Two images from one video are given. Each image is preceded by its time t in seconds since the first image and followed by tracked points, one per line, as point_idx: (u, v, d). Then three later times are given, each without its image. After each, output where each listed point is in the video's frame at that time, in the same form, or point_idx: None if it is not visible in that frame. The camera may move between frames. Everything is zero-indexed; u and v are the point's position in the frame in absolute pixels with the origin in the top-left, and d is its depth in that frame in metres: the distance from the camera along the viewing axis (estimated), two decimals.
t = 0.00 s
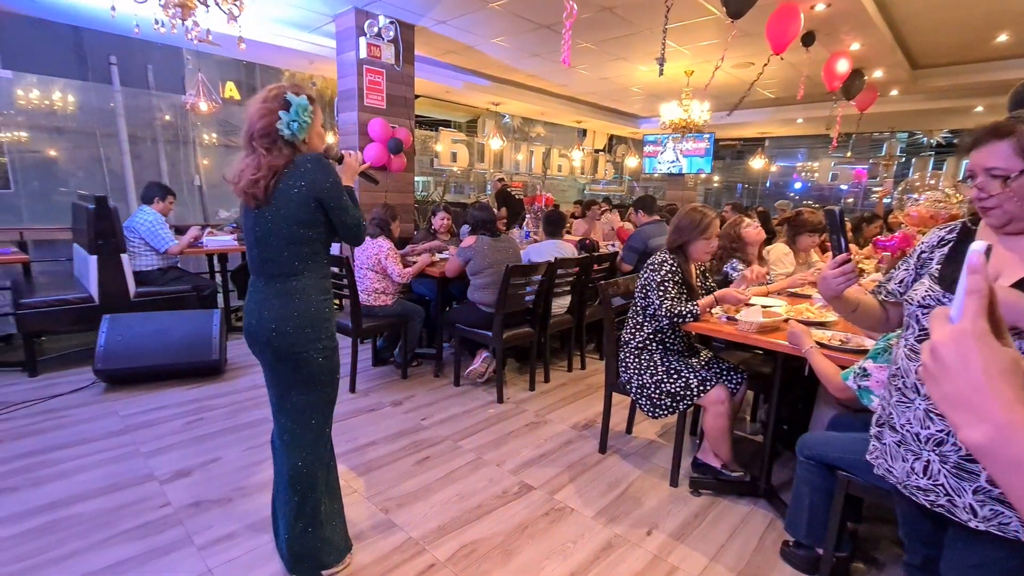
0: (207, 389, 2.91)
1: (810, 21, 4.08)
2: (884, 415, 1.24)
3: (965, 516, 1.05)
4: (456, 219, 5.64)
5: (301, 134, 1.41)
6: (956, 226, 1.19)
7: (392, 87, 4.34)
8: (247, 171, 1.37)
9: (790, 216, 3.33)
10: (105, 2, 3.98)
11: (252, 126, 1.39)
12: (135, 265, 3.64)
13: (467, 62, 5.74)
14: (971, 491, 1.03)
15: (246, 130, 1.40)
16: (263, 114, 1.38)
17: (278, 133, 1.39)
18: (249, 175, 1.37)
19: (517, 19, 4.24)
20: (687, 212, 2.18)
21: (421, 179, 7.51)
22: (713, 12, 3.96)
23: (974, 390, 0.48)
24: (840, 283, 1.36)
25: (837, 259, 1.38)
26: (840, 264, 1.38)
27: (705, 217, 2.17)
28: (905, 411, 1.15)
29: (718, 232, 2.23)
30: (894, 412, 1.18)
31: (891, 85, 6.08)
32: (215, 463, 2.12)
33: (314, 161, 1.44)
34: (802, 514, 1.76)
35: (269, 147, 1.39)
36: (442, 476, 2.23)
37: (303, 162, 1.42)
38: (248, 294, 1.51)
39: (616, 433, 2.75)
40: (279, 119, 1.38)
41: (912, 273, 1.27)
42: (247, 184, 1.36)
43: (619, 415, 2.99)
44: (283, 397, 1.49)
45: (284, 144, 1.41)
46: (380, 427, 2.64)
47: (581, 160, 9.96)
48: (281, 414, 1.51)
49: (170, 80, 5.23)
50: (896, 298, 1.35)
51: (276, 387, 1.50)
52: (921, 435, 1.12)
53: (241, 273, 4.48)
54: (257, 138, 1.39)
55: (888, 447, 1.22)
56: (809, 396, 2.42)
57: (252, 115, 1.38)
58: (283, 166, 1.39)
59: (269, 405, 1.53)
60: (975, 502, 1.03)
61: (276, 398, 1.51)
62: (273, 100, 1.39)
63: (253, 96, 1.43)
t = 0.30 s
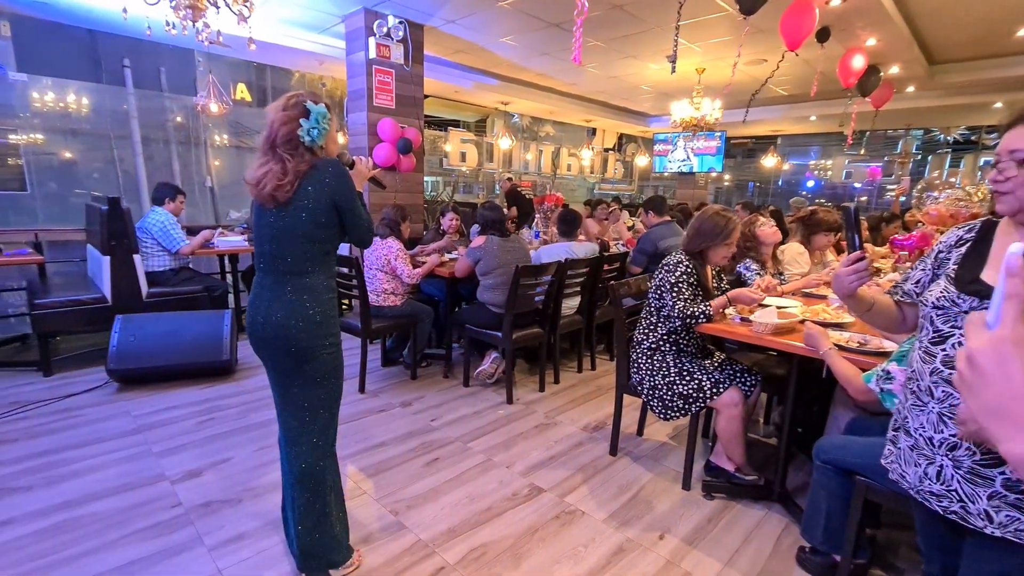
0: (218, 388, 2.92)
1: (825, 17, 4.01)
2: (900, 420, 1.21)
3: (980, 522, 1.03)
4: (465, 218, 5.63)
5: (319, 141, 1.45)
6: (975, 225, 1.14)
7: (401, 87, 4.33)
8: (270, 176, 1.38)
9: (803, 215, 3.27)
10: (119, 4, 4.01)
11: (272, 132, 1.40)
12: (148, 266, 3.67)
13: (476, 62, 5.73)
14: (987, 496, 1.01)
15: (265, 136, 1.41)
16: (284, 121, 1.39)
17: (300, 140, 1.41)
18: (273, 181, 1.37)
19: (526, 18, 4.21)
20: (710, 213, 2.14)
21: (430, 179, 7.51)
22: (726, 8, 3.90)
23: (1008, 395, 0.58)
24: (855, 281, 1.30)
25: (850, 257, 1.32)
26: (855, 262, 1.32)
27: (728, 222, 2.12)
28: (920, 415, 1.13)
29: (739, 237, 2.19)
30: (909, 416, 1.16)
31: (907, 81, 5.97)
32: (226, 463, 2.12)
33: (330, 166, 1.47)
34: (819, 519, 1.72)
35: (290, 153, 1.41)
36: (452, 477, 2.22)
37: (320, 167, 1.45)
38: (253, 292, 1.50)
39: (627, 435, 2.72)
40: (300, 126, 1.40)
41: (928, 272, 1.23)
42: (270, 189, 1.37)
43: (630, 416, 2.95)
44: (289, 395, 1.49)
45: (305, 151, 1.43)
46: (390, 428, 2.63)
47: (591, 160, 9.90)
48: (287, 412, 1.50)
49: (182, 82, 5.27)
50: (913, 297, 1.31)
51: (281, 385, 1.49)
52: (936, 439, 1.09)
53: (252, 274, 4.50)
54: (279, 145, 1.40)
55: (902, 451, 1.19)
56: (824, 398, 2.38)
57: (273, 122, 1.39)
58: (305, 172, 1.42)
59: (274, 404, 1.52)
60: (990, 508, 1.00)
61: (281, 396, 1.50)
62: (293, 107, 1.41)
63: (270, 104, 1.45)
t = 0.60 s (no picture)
0: (235, 391, 2.93)
1: (849, 8, 3.89)
2: (931, 425, 1.19)
3: (1014, 530, 1.02)
4: (480, 219, 5.60)
5: (339, 147, 1.43)
6: None
7: (415, 88, 4.32)
8: (291, 180, 1.37)
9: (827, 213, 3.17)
10: (135, 7, 4.02)
11: (294, 137, 1.40)
12: (167, 269, 3.71)
13: (490, 62, 5.71)
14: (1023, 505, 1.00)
15: (287, 140, 1.41)
16: (306, 126, 1.39)
17: (320, 146, 1.40)
18: (294, 185, 1.36)
19: (541, 17, 4.17)
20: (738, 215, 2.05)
21: (445, 180, 7.50)
22: (745, 2, 3.81)
23: None
24: (889, 281, 1.24)
25: (884, 255, 1.25)
26: (890, 260, 1.25)
27: (760, 227, 2.01)
28: (953, 422, 1.11)
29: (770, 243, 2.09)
30: (942, 423, 1.13)
31: (934, 74, 5.79)
32: (243, 467, 2.12)
33: (350, 172, 1.46)
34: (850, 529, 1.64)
35: (311, 158, 1.40)
36: (468, 482, 2.18)
37: (341, 172, 1.44)
38: (266, 294, 1.48)
39: (647, 439, 2.66)
40: (321, 132, 1.39)
41: (970, 272, 1.14)
42: (291, 193, 1.36)
43: (649, 420, 2.89)
44: (303, 397, 1.47)
45: (326, 157, 1.42)
46: (405, 431, 2.61)
47: (605, 159, 9.81)
48: (301, 414, 1.47)
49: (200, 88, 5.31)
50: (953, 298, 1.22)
51: (295, 387, 1.47)
52: (968, 447, 1.07)
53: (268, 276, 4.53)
54: (301, 150, 1.40)
55: (933, 458, 1.17)
56: (852, 403, 2.30)
57: (295, 128, 1.39)
58: (326, 177, 1.41)
59: (287, 406, 1.50)
60: None
61: (295, 398, 1.48)
62: (314, 113, 1.40)
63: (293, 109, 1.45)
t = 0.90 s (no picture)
0: (248, 394, 2.93)
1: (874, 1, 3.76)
2: (977, 440, 1.11)
3: None
4: (493, 220, 5.57)
5: (357, 154, 1.43)
6: None
7: (428, 89, 4.30)
8: (309, 186, 1.36)
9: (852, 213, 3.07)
10: (146, 9, 3.94)
11: (311, 143, 1.39)
12: (183, 271, 3.75)
13: (502, 61, 5.67)
14: None
15: (303, 146, 1.40)
16: (322, 132, 1.38)
17: (337, 152, 1.39)
18: (312, 191, 1.35)
19: (555, 15, 4.12)
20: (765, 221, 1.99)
21: (458, 181, 7.49)
22: None
23: None
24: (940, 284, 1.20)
25: (937, 257, 1.21)
26: (941, 262, 1.21)
27: (796, 237, 1.93)
28: (1001, 437, 1.03)
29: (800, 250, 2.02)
30: (989, 437, 1.06)
31: (962, 67, 5.59)
32: (255, 471, 2.11)
33: (367, 178, 1.46)
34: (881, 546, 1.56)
35: (328, 164, 1.39)
36: (481, 489, 2.14)
37: (358, 179, 1.43)
38: (275, 298, 1.45)
39: (664, 446, 2.59)
40: (339, 138, 1.39)
41: None
42: (308, 198, 1.35)
43: (666, 426, 2.82)
44: (312, 401, 1.44)
45: (344, 164, 1.41)
46: (418, 436, 2.59)
47: (620, 158, 9.72)
48: (310, 420, 1.44)
49: (216, 91, 5.32)
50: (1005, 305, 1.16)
51: (304, 392, 1.44)
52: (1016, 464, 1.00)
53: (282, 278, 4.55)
54: (318, 156, 1.39)
55: (977, 475, 1.09)
56: (880, 412, 2.20)
57: (311, 134, 1.38)
58: (343, 184, 1.40)
59: (296, 412, 1.47)
60: None
61: (304, 403, 1.45)
62: (332, 120, 1.40)
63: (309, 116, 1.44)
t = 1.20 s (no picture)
0: (262, 395, 2.95)
1: None
2: None
3: None
4: (507, 220, 5.54)
5: (371, 157, 1.41)
6: None
7: (441, 88, 4.29)
8: (323, 189, 1.34)
9: (877, 210, 2.96)
10: (156, 12, 3.93)
11: (325, 145, 1.37)
12: (200, 272, 3.79)
13: (516, 59, 5.63)
14: None
15: (317, 148, 1.37)
16: (336, 134, 1.35)
17: (351, 155, 1.37)
18: (326, 193, 1.33)
19: (569, 12, 4.08)
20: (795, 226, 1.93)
21: (472, 181, 7.47)
22: None
23: None
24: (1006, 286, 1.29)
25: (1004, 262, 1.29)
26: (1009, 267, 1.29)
27: (829, 241, 1.88)
28: None
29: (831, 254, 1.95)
30: None
31: (992, 59, 5.39)
32: (267, 473, 2.10)
33: (381, 181, 1.44)
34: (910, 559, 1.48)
35: (342, 167, 1.37)
36: (493, 494, 2.11)
37: (372, 182, 1.41)
38: (284, 301, 1.42)
39: (681, 451, 2.53)
40: (353, 141, 1.36)
41: None
42: (322, 200, 1.33)
43: (683, 430, 2.75)
44: (322, 405, 1.42)
45: (358, 166, 1.39)
46: (431, 438, 2.56)
47: (635, 156, 9.62)
48: (320, 424, 1.43)
49: (234, 94, 5.38)
50: None
51: (314, 396, 1.42)
52: None
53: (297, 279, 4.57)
54: (332, 158, 1.37)
55: None
56: (908, 418, 2.11)
57: (326, 136, 1.36)
58: (358, 187, 1.38)
59: (305, 415, 1.45)
60: None
61: (314, 407, 1.43)
62: (347, 122, 1.38)
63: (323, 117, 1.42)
